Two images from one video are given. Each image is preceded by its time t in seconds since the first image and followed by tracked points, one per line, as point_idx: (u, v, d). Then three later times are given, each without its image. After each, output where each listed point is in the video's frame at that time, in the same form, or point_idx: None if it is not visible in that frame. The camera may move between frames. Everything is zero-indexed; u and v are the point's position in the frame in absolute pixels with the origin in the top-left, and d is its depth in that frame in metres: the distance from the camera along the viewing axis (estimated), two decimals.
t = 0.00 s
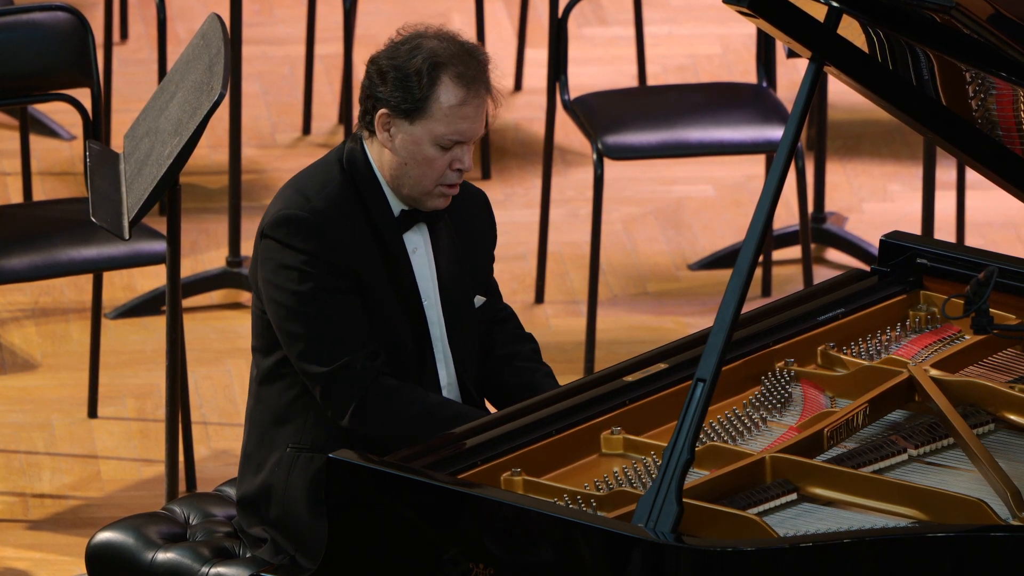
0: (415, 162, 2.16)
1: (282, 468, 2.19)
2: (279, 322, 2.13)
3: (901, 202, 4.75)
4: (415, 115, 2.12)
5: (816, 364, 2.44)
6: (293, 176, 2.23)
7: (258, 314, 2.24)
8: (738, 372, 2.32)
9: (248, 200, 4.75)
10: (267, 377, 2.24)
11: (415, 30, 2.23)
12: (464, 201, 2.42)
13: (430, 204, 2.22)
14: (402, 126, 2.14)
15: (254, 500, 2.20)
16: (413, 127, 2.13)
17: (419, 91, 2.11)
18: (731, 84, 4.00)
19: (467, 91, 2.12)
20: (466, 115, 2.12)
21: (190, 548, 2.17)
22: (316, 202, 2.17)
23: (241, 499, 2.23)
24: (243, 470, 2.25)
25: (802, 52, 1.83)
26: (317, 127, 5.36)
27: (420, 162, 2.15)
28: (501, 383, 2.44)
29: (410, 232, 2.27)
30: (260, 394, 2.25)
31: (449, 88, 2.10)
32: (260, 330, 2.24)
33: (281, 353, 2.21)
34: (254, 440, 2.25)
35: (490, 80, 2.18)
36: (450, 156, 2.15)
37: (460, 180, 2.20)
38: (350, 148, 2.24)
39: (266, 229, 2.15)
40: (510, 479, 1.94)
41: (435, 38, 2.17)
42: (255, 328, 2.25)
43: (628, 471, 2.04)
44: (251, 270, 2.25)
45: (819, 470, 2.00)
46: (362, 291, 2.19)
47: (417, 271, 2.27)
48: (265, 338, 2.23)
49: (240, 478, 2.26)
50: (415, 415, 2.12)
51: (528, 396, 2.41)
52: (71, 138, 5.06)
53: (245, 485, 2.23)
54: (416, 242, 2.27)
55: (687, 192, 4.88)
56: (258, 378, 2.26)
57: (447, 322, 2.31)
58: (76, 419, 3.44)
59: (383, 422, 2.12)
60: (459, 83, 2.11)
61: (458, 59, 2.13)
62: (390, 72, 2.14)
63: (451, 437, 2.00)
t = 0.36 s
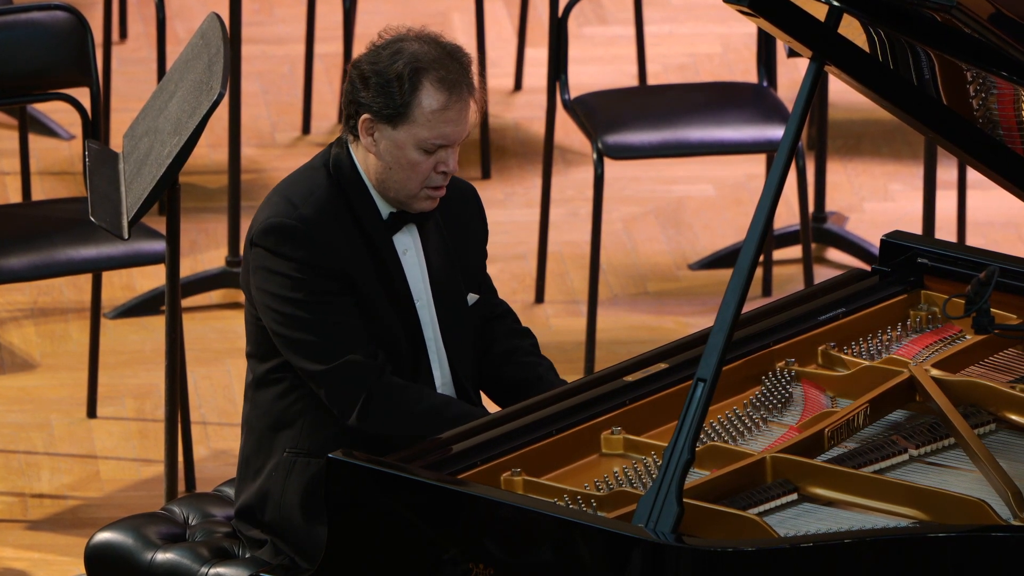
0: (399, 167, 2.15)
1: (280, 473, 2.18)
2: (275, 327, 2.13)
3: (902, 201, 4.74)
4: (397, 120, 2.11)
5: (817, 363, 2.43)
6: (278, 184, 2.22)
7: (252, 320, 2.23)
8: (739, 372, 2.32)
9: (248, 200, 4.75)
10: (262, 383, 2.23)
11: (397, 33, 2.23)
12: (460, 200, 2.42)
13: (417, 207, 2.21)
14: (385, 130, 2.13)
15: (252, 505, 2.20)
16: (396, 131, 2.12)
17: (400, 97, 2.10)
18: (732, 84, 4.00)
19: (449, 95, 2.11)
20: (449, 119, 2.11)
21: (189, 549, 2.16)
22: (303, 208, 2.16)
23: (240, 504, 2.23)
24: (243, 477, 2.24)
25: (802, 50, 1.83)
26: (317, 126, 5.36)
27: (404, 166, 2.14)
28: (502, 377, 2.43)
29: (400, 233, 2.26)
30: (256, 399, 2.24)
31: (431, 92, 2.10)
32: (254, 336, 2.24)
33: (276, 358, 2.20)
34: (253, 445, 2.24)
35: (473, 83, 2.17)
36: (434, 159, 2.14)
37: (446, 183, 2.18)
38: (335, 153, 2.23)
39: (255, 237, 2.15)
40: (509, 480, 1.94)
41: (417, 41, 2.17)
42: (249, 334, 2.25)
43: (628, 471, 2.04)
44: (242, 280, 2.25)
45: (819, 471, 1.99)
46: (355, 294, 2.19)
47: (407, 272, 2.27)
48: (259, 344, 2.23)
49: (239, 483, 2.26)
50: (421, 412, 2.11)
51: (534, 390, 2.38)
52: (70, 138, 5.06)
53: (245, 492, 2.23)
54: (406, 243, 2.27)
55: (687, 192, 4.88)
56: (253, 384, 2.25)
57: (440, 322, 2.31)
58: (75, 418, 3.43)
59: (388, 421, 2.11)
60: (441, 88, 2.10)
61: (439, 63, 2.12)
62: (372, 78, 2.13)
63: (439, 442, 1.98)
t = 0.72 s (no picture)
0: (400, 165, 2.14)
1: (277, 473, 2.18)
2: (270, 328, 2.12)
3: (903, 201, 4.74)
4: (398, 118, 2.11)
5: (818, 364, 2.43)
6: (280, 181, 2.22)
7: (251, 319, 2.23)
8: (739, 373, 2.31)
9: (248, 199, 4.74)
10: (260, 382, 2.23)
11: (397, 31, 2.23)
12: (460, 199, 2.41)
13: (418, 207, 2.20)
14: (386, 128, 2.13)
15: (252, 504, 2.20)
16: (397, 129, 2.12)
17: (401, 94, 2.10)
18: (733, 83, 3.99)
19: (450, 93, 2.11)
20: (450, 117, 2.11)
21: (189, 549, 2.16)
22: (304, 206, 2.16)
23: (239, 504, 2.22)
24: (242, 476, 2.24)
25: (803, 50, 1.82)
26: (317, 126, 5.35)
27: (405, 164, 2.14)
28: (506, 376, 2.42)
29: (401, 232, 2.26)
30: (255, 399, 2.24)
31: (432, 90, 2.09)
32: (252, 335, 2.23)
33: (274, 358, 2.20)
34: (251, 444, 2.23)
35: (473, 82, 2.17)
36: (435, 157, 2.14)
37: (446, 182, 2.18)
38: (335, 152, 2.22)
39: (254, 235, 2.14)
40: (509, 480, 1.94)
41: (417, 39, 2.16)
42: (248, 333, 2.24)
43: (629, 472, 2.03)
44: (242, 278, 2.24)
45: (820, 471, 1.99)
46: (353, 295, 2.18)
47: (408, 270, 2.26)
48: (257, 343, 2.22)
49: (239, 482, 2.25)
50: (409, 424, 2.10)
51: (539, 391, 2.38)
52: (70, 137, 5.05)
53: (245, 492, 2.22)
54: (407, 243, 2.26)
55: (688, 191, 4.87)
56: (252, 384, 2.25)
57: (441, 321, 2.30)
58: (75, 419, 3.43)
59: (375, 431, 2.09)
60: (442, 85, 2.10)
61: (440, 61, 2.12)
62: (373, 75, 2.13)
63: (438, 442, 1.97)
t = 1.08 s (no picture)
0: (412, 159, 2.14)
1: (283, 460, 2.16)
2: (276, 319, 2.11)
3: (903, 201, 4.73)
4: (411, 112, 2.11)
5: (818, 364, 2.42)
6: (291, 173, 2.21)
7: (256, 312, 2.22)
8: (740, 372, 2.31)
9: (247, 199, 4.74)
10: (265, 376, 2.22)
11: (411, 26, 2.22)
12: (465, 199, 2.41)
13: (428, 202, 2.20)
14: (398, 123, 2.13)
15: (253, 501, 2.19)
16: (409, 123, 2.12)
17: (415, 88, 2.10)
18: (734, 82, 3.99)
19: (464, 87, 2.10)
20: (463, 111, 2.11)
21: (188, 549, 2.15)
22: (313, 197, 2.15)
23: (241, 501, 2.21)
24: (245, 471, 2.23)
25: (805, 49, 1.82)
26: (316, 125, 5.35)
27: (417, 159, 2.14)
28: (504, 381, 2.41)
29: (407, 230, 2.25)
30: (259, 392, 2.23)
31: (445, 84, 2.09)
32: (257, 329, 2.22)
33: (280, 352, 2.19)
34: (253, 440, 2.23)
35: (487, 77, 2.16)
36: (447, 152, 2.14)
37: (457, 178, 2.18)
38: (346, 145, 2.22)
39: (263, 225, 2.14)
40: (509, 480, 1.93)
41: (431, 34, 2.16)
42: (253, 327, 2.23)
43: (629, 472, 2.03)
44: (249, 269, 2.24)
45: (821, 471, 1.98)
46: (359, 289, 2.17)
47: (415, 269, 2.26)
48: (262, 336, 2.21)
49: (241, 478, 2.24)
50: (407, 421, 2.08)
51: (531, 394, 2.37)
52: (69, 137, 5.05)
53: (247, 488, 2.21)
54: (414, 241, 2.26)
55: (688, 191, 4.86)
56: (257, 377, 2.24)
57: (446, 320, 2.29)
58: (74, 419, 3.42)
59: (375, 427, 2.09)
60: (456, 80, 2.09)
61: (454, 55, 2.11)
62: (386, 69, 2.13)
63: (448, 438, 1.98)
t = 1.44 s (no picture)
0: (431, 158, 2.14)
1: (286, 458, 2.17)
2: (282, 311, 2.11)
3: (904, 200, 4.73)
4: (432, 110, 2.10)
5: (819, 364, 2.42)
6: (306, 166, 2.21)
7: (264, 306, 2.21)
8: (741, 371, 2.30)
9: (247, 198, 4.73)
10: (270, 370, 2.21)
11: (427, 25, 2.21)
12: (474, 203, 2.41)
13: (445, 200, 2.20)
14: (418, 121, 2.12)
15: (254, 495, 2.20)
16: (430, 121, 2.11)
17: (436, 86, 2.09)
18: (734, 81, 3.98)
19: (484, 84, 2.10)
20: (483, 109, 2.10)
21: (188, 550, 2.15)
22: (328, 189, 2.15)
23: (241, 496, 2.22)
24: (246, 464, 2.24)
25: (805, 48, 1.83)
26: (316, 124, 5.35)
27: (437, 157, 2.13)
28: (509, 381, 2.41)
29: (418, 229, 2.25)
30: (264, 386, 2.23)
31: (467, 82, 2.08)
32: (264, 323, 2.21)
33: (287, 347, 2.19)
34: (257, 434, 2.23)
35: (505, 75, 2.16)
36: (466, 151, 2.13)
37: (475, 176, 2.18)
38: (362, 142, 2.22)
39: (277, 216, 2.13)
40: (510, 480, 1.92)
41: (449, 32, 2.15)
42: (260, 321, 2.23)
43: (629, 472, 2.02)
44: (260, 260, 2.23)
45: (822, 471, 1.98)
46: (369, 287, 2.16)
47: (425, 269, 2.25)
48: (268, 330, 2.20)
49: (242, 472, 2.25)
50: (400, 417, 2.07)
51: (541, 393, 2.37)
52: (68, 136, 5.04)
53: (249, 482, 2.22)
54: (424, 240, 2.26)
55: (689, 191, 4.86)
56: (262, 371, 2.23)
57: (453, 320, 2.29)
58: (72, 419, 3.42)
59: (368, 423, 2.07)
60: (477, 78, 2.09)
61: (474, 53, 2.11)
62: (406, 67, 2.12)
63: (463, 432, 1.99)
